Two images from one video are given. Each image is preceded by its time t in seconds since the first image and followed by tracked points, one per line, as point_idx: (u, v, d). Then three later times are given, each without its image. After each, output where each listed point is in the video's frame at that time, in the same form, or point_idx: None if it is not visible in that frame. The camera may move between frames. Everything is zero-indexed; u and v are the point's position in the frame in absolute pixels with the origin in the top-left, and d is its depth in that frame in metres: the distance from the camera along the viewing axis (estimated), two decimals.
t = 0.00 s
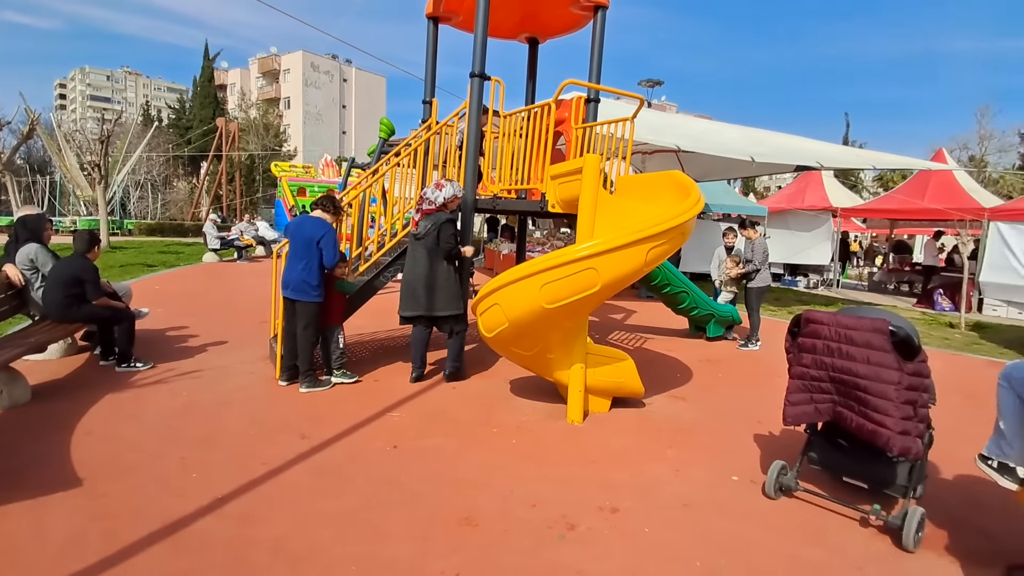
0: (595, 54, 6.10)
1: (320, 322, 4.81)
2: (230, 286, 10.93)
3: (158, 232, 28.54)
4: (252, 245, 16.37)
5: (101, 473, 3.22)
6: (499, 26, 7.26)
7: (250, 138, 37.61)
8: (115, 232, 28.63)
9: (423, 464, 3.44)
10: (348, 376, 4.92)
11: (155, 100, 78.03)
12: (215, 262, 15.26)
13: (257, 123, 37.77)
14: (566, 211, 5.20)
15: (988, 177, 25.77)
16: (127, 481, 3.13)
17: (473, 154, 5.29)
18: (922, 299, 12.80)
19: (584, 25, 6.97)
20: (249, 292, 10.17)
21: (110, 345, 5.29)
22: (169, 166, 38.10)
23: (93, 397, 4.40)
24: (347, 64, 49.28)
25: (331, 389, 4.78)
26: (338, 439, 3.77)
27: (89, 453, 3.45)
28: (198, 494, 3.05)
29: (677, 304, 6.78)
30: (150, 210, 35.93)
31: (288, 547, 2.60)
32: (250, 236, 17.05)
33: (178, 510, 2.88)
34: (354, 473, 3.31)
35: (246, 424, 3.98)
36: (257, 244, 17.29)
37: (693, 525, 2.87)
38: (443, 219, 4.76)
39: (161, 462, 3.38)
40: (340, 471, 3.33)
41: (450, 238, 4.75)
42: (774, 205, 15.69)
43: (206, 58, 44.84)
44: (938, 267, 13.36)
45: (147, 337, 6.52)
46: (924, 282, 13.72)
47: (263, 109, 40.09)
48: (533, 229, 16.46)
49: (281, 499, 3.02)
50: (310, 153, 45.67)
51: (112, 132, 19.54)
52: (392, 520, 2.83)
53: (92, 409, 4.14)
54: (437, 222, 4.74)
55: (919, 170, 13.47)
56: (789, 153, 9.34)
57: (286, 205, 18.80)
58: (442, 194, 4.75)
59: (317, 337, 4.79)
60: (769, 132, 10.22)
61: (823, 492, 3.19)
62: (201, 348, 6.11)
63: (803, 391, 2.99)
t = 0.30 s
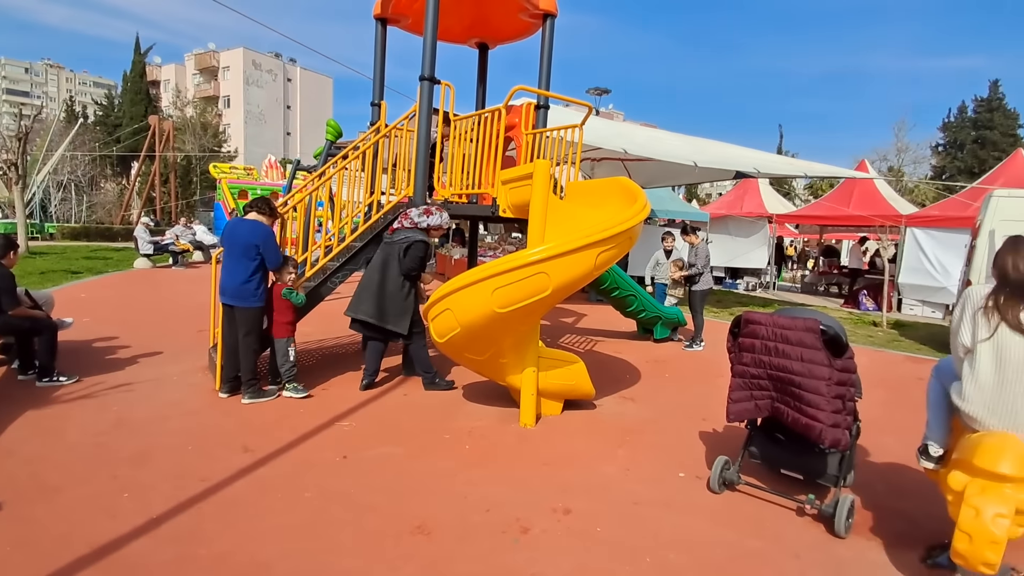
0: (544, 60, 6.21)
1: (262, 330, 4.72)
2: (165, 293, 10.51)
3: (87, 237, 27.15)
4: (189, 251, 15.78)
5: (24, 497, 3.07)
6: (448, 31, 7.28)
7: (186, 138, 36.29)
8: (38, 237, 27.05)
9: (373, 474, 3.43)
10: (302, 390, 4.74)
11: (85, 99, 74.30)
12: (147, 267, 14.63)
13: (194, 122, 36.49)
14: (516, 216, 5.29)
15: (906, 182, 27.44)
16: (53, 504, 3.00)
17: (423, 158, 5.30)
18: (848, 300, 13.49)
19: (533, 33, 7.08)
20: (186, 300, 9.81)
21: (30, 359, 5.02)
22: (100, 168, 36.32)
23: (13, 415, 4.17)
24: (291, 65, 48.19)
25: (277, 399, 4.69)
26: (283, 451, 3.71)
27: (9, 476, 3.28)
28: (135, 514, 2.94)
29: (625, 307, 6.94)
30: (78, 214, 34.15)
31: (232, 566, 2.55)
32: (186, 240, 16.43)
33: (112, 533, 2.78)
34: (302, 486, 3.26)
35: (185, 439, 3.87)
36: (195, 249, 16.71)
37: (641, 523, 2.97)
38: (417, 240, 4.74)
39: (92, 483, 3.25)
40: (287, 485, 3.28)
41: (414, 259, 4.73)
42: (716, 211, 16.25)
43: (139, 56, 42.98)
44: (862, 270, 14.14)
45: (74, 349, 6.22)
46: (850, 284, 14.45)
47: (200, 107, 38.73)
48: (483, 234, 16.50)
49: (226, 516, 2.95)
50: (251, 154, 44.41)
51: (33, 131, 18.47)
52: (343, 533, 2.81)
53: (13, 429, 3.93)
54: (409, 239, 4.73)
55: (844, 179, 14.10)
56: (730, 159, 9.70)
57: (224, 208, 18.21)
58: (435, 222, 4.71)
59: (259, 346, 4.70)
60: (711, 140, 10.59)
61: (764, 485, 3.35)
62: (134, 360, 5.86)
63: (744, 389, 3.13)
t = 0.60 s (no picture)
0: (504, 66, 6.25)
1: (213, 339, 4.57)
2: (111, 301, 10.10)
3: (25, 242, 25.86)
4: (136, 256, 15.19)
5: None
6: (407, 34, 7.24)
7: (132, 138, 34.98)
8: None
9: (333, 484, 3.37)
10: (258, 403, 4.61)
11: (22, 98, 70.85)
12: (90, 274, 14.03)
13: (140, 122, 35.23)
14: (477, 220, 5.31)
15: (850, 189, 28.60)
16: None
17: (382, 162, 5.25)
18: (798, 303, 13.95)
19: (492, 38, 7.12)
20: (134, 308, 9.45)
21: None
22: (38, 170, 34.66)
23: None
24: (245, 66, 47.04)
25: (232, 410, 4.57)
26: (238, 463, 3.61)
27: None
28: (79, 531, 2.82)
29: (585, 311, 7.02)
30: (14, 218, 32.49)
31: None
32: (133, 246, 15.82)
33: (53, 552, 2.65)
34: (258, 499, 3.18)
35: (134, 453, 3.72)
36: (142, 255, 16.10)
37: (603, 524, 3.00)
38: (416, 254, 4.69)
39: (31, 500, 3.09)
40: (243, 497, 3.19)
41: (406, 272, 4.64)
42: (672, 216, 16.59)
43: (81, 54, 41.27)
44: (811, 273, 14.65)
45: (12, 360, 5.92)
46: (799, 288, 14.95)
47: (147, 107, 37.41)
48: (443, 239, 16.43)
49: (177, 531, 2.85)
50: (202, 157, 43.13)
51: None
52: (302, 545, 2.75)
53: None
54: (410, 252, 4.69)
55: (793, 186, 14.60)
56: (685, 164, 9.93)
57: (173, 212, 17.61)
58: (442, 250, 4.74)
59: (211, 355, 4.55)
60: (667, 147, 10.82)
61: (721, 484, 3.44)
62: (77, 371, 5.61)
63: (702, 390, 3.21)
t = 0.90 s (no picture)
0: (495, 68, 6.24)
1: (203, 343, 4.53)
2: (101, 305, 10.00)
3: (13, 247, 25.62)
4: (126, 260, 15.07)
5: None
6: (398, 36, 7.22)
7: (122, 142, 34.73)
8: None
9: (326, 488, 3.34)
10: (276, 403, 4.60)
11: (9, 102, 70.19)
12: (80, 278, 13.89)
13: (131, 125, 34.97)
14: (469, 222, 5.30)
15: (839, 189, 28.80)
16: None
17: (373, 164, 5.22)
18: (788, 302, 14.02)
19: (483, 40, 7.11)
20: (124, 312, 9.37)
21: None
22: (27, 173, 34.35)
23: None
24: (235, 68, 46.84)
25: (223, 414, 4.52)
26: (229, 468, 3.57)
27: None
28: (68, 538, 2.77)
29: (577, 312, 7.02)
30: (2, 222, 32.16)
31: None
32: (123, 250, 15.70)
33: (42, 559, 2.60)
34: (249, 503, 3.14)
35: (125, 458, 3.67)
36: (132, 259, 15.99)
37: (597, 526, 2.99)
38: (438, 257, 4.87)
39: (19, 507, 3.04)
40: (234, 502, 3.16)
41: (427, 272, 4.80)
42: (663, 217, 16.64)
43: (70, 57, 40.93)
44: (801, 273, 14.73)
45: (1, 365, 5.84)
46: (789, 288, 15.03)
47: (137, 110, 37.13)
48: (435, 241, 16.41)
49: (168, 537, 2.81)
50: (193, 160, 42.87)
51: None
52: (294, 550, 2.72)
53: None
54: (432, 253, 4.86)
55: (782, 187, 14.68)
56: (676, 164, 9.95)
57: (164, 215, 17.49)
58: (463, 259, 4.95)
59: (201, 359, 4.52)
60: (658, 148, 10.84)
61: (714, 484, 3.43)
62: (68, 376, 5.55)
63: (696, 390, 3.20)
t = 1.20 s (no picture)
0: (483, 69, 6.22)
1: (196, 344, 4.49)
2: (87, 309, 9.87)
3: None
4: (114, 263, 14.91)
5: None
6: (386, 38, 7.19)
7: (109, 145, 34.38)
8: None
9: (315, 492, 3.31)
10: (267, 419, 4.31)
11: None
12: (68, 282, 13.72)
13: (118, 128, 34.62)
14: (458, 223, 5.28)
15: (825, 189, 29.07)
16: None
17: (361, 165, 5.18)
18: (777, 302, 14.12)
19: (471, 42, 7.09)
20: (111, 316, 9.26)
21: None
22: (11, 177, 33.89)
23: None
24: (222, 70, 46.51)
25: (211, 418, 4.47)
26: (217, 473, 3.52)
27: None
28: (53, 545, 2.71)
29: (568, 313, 7.02)
30: None
31: None
32: (111, 254, 15.53)
33: (26, 566, 2.55)
34: (238, 508, 3.10)
35: (111, 464, 3.62)
36: (119, 262, 15.82)
37: (590, 528, 2.97)
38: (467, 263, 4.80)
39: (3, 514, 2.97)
40: (223, 507, 3.12)
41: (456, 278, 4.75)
42: (652, 218, 16.72)
43: (54, 58, 40.46)
44: (789, 273, 14.84)
45: None
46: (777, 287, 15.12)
47: (123, 112, 36.77)
48: (426, 243, 16.38)
49: (156, 543, 2.77)
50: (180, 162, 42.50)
51: None
52: (284, 555, 2.69)
53: None
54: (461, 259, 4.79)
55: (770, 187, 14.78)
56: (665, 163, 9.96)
57: (151, 219, 17.32)
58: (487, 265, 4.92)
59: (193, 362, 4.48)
60: (647, 149, 10.88)
61: (705, 484, 3.43)
62: (55, 381, 5.47)
63: (688, 389, 3.20)
